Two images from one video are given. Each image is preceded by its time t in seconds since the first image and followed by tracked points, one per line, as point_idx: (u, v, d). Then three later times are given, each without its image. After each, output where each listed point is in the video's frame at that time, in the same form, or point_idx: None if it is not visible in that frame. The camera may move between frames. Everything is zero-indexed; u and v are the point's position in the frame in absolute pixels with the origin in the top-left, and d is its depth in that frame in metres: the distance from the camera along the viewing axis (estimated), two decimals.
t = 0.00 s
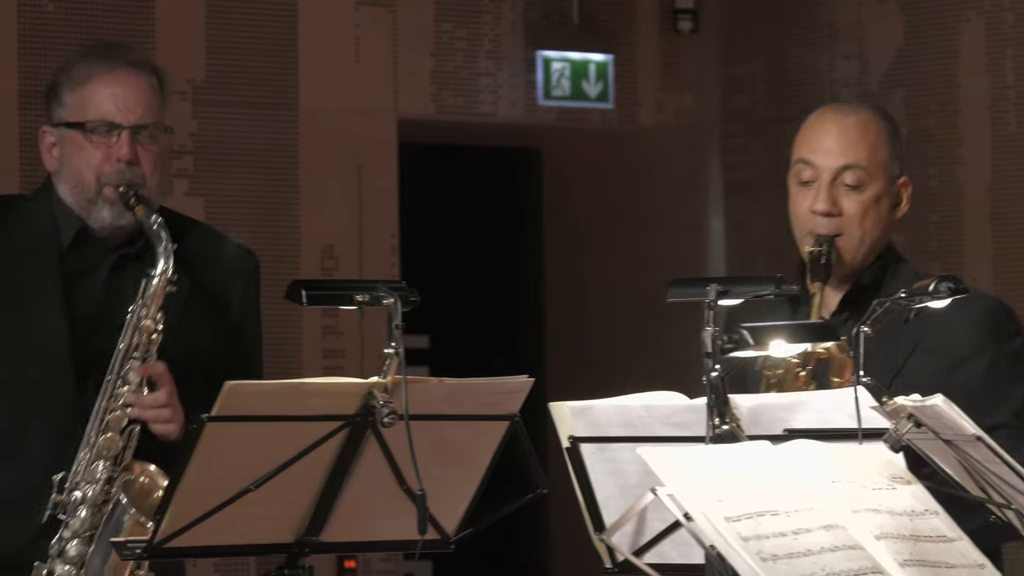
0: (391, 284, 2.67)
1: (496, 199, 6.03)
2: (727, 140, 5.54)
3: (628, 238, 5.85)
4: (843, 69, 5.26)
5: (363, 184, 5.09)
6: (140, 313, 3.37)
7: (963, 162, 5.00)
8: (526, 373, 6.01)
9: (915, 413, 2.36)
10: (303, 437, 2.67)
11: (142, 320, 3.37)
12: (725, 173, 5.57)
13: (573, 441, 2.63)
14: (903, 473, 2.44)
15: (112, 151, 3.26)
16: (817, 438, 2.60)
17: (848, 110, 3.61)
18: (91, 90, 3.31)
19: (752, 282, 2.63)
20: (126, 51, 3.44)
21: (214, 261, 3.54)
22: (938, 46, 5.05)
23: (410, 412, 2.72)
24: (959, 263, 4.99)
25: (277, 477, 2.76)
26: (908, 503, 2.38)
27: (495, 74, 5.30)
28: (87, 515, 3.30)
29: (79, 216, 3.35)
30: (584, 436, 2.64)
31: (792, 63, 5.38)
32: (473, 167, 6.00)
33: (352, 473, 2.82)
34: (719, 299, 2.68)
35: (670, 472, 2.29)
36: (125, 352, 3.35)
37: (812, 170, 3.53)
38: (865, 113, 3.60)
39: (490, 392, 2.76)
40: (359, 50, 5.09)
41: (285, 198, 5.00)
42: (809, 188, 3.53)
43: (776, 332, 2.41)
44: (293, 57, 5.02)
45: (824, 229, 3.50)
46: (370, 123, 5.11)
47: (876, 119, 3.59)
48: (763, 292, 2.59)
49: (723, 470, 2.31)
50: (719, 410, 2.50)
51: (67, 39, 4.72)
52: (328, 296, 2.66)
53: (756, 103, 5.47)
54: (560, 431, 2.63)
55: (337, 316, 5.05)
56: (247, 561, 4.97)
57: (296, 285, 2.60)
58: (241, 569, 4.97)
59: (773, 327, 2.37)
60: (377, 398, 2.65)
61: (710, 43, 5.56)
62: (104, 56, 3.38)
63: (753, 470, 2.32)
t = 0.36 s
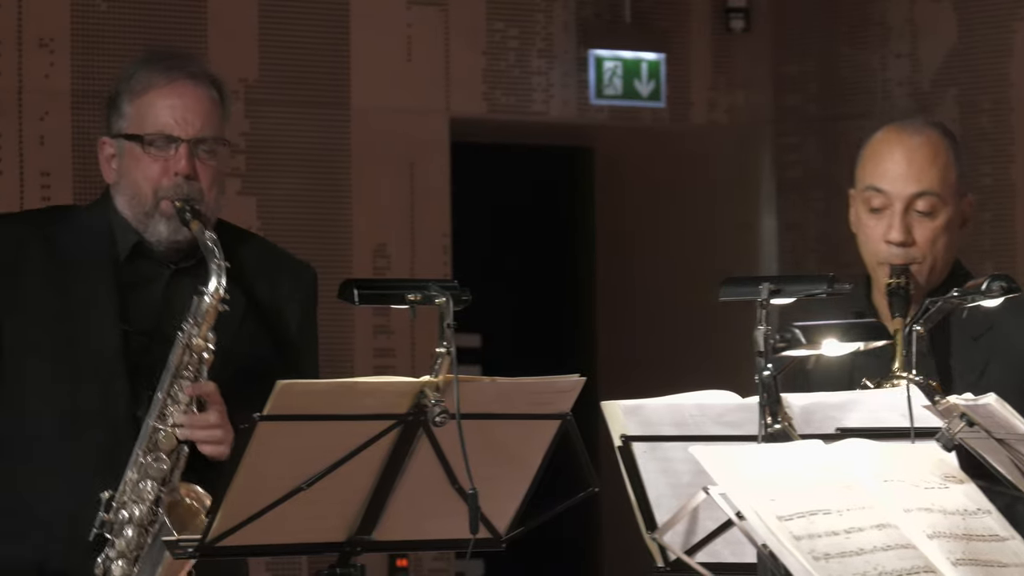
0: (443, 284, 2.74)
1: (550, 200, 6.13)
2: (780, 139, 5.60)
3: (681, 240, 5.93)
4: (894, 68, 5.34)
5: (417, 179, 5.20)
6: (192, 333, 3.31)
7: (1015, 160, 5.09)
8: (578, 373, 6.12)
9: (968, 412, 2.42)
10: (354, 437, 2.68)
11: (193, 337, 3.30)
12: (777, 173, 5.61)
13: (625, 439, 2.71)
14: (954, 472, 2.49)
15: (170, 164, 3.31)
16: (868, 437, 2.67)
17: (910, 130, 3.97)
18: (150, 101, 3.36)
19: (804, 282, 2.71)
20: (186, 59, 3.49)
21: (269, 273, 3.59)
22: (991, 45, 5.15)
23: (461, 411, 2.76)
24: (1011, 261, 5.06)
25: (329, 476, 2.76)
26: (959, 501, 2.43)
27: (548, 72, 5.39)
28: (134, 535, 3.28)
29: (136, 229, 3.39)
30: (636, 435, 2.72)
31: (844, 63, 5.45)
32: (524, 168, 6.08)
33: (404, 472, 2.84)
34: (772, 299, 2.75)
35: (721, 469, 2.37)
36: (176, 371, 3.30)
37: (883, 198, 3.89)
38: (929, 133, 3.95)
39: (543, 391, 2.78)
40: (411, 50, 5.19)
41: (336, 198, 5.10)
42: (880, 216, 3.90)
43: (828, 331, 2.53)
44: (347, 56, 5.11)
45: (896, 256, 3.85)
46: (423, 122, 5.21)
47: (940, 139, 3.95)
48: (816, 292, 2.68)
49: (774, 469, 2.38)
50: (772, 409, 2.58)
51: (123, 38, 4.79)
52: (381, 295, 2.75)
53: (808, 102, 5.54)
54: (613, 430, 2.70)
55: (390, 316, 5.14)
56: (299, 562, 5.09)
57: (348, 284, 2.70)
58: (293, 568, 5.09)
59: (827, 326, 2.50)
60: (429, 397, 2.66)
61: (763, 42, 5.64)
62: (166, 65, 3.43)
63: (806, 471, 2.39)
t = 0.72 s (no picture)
0: (478, 284, 2.80)
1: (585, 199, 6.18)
2: (816, 138, 5.64)
3: (717, 241, 5.99)
4: (930, 68, 5.39)
5: (451, 180, 5.27)
6: (221, 345, 3.38)
7: None
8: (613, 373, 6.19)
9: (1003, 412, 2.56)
10: (390, 436, 2.74)
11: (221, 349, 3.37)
12: (812, 172, 5.65)
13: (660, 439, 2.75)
14: (989, 472, 2.53)
15: (199, 170, 3.32)
16: (903, 436, 2.71)
17: (979, 103, 3.93)
18: (178, 107, 3.36)
19: (839, 281, 2.75)
20: (216, 63, 3.48)
21: (298, 277, 3.59)
22: None
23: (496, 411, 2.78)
24: None
25: (363, 476, 2.81)
26: (994, 501, 2.47)
27: (582, 72, 5.43)
28: (164, 541, 3.40)
29: (166, 236, 3.40)
30: (671, 435, 2.76)
31: (880, 62, 5.49)
32: (561, 167, 6.13)
33: (439, 471, 2.87)
34: (806, 298, 2.79)
35: (757, 468, 2.40)
36: (206, 383, 3.37)
37: (934, 170, 3.86)
38: (994, 107, 3.92)
39: (579, 390, 2.82)
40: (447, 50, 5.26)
41: (371, 198, 5.16)
42: (932, 186, 3.86)
43: (863, 330, 2.52)
44: (382, 55, 5.19)
45: (943, 231, 3.81)
46: (457, 121, 5.28)
47: (1004, 112, 3.91)
48: (851, 292, 2.72)
49: (808, 469, 2.42)
50: (806, 408, 2.64)
51: (159, 38, 4.88)
52: (416, 295, 2.79)
53: (844, 102, 5.59)
54: (648, 429, 2.75)
55: (424, 315, 5.21)
56: (333, 562, 5.18)
57: (381, 282, 2.75)
58: (327, 568, 5.18)
59: (862, 326, 2.49)
60: (464, 397, 2.71)
61: (798, 41, 5.69)
62: (195, 70, 3.43)
63: (841, 472, 2.43)
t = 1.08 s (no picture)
0: (512, 284, 2.87)
1: (619, 199, 6.27)
2: (852, 138, 5.68)
3: (752, 241, 6.03)
4: (964, 66, 5.42)
5: (485, 180, 5.35)
6: (264, 367, 3.23)
7: None
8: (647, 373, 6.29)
9: None
10: (423, 436, 2.63)
11: (266, 373, 3.23)
12: (847, 171, 5.70)
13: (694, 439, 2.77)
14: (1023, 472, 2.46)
15: (235, 185, 3.19)
16: (938, 435, 2.74)
17: None
18: (210, 118, 3.22)
19: (873, 280, 2.81)
20: (248, 69, 3.34)
21: (326, 286, 3.41)
22: None
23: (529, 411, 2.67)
24: None
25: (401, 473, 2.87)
26: None
27: (616, 72, 5.50)
28: (199, 567, 3.19)
29: (200, 250, 3.26)
30: (704, 434, 2.78)
31: (915, 62, 5.52)
32: (595, 167, 6.22)
33: (473, 470, 2.77)
34: (841, 297, 2.84)
35: (789, 466, 2.36)
36: (248, 406, 3.21)
37: (983, 168, 3.93)
38: None
39: (614, 387, 2.72)
40: (481, 51, 5.34)
41: (403, 199, 5.21)
42: (982, 183, 3.93)
43: (897, 329, 2.56)
44: (417, 55, 5.25)
45: (995, 226, 3.86)
46: (491, 122, 5.36)
47: None
48: (886, 291, 2.79)
49: (840, 467, 2.38)
50: (842, 409, 2.65)
51: (194, 38, 4.91)
52: (450, 295, 2.83)
53: (878, 101, 5.62)
54: (682, 429, 2.77)
55: (458, 314, 5.29)
56: (368, 562, 5.27)
57: (416, 281, 2.83)
58: (362, 568, 5.27)
59: (898, 325, 2.55)
60: (498, 397, 2.60)
61: (832, 42, 5.75)
62: (229, 80, 3.29)
63: (873, 470, 2.38)
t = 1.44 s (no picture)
0: (542, 283, 2.92)
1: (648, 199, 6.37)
2: (882, 138, 5.73)
3: (783, 238, 6.04)
4: (995, 66, 5.46)
5: (515, 180, 5.42)
6: (297, 373, 3.15)
7: None
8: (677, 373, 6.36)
9: None
10: (454, 436, 2.66)
11: (299, 379, 3.15)
12: (877, 171, 5.76)
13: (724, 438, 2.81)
14: None
15: (266, 189, 3.04)
16: (968, 434, 2.78)
17: None
18: (240, 119, 3.06)
19: (903, 280, 2.87)
20: (277, 68, 3.17)
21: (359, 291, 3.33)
22: None
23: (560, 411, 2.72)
24: None
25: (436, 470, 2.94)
26: None
27: (647, 71, 5.57)
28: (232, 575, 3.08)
29: (230, 254, 3.12)
30: (734, 433, 2.82)
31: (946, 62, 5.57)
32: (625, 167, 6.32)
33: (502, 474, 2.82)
34: (871, 297, 2.89)
35: (822, 466, 2.39)
36: (281, 413, 3.13)
37: None
38: None
39: (645, 389, 2.77)
40: (511, 51, 5.41)
41: (430, 195, 5.30)
42: None
43: (927, 329, 2.59)
44: (448, 54, 5.33)
45: None
46: (522, 122, 5.43)
47: None
48: (917, 288, 2.80)
49: (873, 466, 2.41)
50: (872, 408, 2.71)
51: (225, 37, 5.02)
52: (483, 294, 2.91)
53: (908, 100, 5.65)
54: (712, 429, 2.81)
55: (489, 314, 5.37)
56: (399, 562, 5.35)
57: (445, 281, 2.91)
58: (392, 567, 5.36)
59: (929, 326, 2.59)
60: (529, 396, 2.64)
61: (864, 40, 5.77)
62: (260, 79, 3.11)
63: (906, 469, 2.42)
